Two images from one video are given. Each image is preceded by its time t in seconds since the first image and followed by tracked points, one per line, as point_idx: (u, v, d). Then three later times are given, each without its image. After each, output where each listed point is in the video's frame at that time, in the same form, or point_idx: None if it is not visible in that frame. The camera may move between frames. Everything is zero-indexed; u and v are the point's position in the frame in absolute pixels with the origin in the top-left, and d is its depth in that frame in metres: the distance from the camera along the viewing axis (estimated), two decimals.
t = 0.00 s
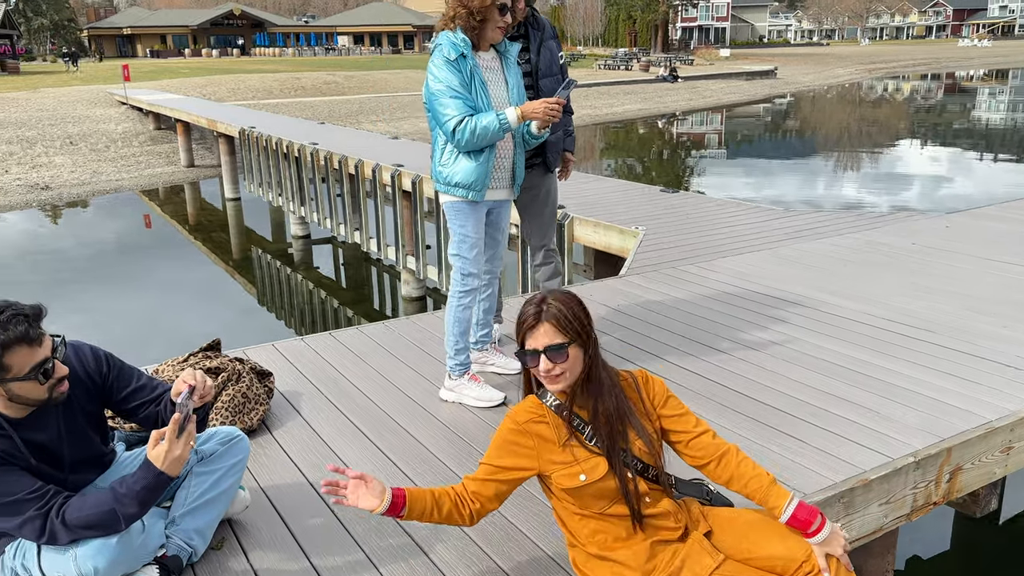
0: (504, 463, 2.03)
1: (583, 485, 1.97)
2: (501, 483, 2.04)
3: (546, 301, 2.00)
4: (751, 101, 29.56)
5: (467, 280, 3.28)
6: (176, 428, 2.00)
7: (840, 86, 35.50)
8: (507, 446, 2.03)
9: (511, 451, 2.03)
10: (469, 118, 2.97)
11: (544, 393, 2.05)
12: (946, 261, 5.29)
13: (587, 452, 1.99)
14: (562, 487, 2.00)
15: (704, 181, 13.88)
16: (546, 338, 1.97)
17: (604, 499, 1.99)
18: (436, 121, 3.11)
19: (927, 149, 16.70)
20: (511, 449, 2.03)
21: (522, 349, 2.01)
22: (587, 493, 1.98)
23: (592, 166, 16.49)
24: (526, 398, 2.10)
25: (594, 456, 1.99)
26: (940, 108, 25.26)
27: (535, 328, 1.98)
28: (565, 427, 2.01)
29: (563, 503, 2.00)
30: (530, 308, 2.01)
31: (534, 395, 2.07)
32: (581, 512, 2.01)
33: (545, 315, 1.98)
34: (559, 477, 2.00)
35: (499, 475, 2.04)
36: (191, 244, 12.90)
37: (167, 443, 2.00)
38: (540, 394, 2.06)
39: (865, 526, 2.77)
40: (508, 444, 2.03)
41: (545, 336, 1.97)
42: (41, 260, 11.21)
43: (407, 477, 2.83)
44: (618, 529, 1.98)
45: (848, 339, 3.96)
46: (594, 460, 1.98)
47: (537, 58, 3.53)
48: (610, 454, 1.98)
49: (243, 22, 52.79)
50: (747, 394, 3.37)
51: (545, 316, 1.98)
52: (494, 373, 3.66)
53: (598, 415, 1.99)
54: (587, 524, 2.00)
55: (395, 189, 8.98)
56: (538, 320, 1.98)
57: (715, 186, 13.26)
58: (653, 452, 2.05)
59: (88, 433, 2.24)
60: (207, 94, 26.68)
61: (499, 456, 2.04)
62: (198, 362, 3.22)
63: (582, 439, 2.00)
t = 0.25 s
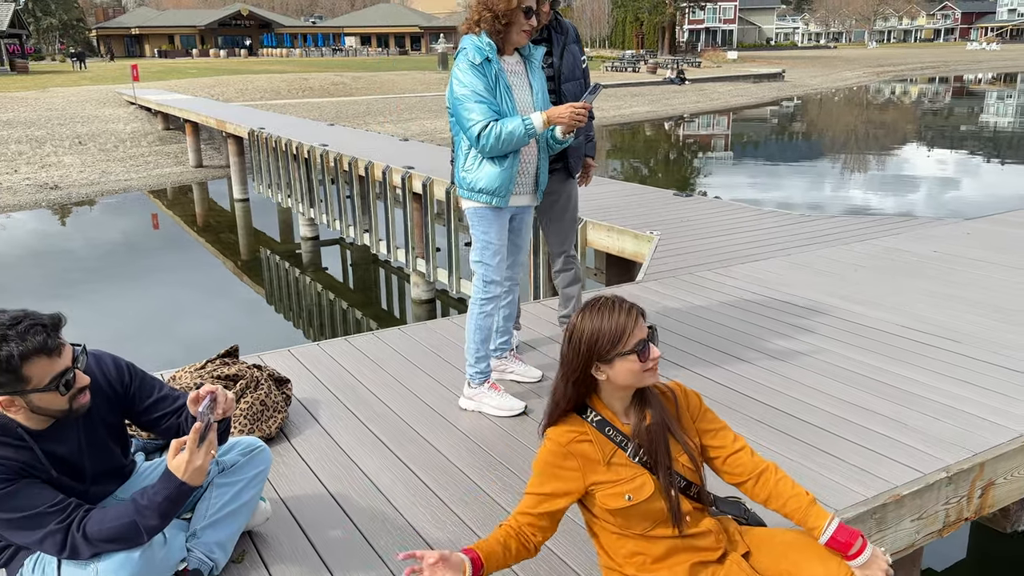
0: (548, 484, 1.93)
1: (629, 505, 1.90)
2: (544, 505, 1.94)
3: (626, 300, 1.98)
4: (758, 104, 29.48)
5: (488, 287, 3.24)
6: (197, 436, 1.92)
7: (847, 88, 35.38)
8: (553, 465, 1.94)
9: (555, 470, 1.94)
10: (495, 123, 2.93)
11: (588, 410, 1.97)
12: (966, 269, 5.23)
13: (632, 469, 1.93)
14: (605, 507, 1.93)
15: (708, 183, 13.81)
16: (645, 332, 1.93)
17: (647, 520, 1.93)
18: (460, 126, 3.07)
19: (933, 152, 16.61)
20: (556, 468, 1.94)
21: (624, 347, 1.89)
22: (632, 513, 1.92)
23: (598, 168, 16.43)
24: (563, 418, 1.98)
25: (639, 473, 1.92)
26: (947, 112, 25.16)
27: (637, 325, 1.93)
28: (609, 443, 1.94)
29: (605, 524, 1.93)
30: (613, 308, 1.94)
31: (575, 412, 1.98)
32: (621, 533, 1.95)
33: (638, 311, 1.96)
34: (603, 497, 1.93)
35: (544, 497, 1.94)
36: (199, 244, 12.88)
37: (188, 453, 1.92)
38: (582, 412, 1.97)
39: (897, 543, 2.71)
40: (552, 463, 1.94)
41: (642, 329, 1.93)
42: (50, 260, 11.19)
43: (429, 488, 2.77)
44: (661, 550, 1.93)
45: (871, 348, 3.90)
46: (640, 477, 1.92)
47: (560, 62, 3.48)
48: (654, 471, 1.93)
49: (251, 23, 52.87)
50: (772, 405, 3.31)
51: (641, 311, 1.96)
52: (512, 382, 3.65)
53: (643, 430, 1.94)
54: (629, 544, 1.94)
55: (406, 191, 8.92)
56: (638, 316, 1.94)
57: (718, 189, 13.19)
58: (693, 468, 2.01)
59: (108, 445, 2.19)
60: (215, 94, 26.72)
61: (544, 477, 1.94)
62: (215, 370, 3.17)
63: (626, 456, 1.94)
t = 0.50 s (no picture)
0: (587, 492, 1.84)
1: (665, 515, 1.84)
2: (581, 513, 1.85)
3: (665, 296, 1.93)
4: (763, 106, 29.42)
5: (500, 290, 3.19)
6: (196, 439, 1.89)
7: (852, 91, 35.30)
8: (593, 473, 1.84)
9: (595, 477, 1.84)
10: (509, 124, 2.89)
11: (625, 414, 1.89)
12: (978, 273, 5.17)
13: (669, 477, 1.86)
14: (641, 516, 1.85)
15: (714, 185, 13.77)
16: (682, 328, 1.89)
17: (680, 531, 1.87)
18: (472, 127, 3.03)
19: (939, 155, 16.55)
20: (597, 475, 1.84)
21: (671, 343, 1.84)
22: (666, 524, 1.86)
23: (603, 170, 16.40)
24: (600, 424, 1.88)
25: (676, 482, 1.86)
26: (953, 115, 25.08)
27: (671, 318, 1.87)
28: (648, 450, 1.87)
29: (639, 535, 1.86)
30: (654, 303, 1.87)
31: (611, 416, 1.89)
32: (651, 543, 1.88)
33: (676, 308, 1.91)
34: (638, 505, 1.85)
35: (583, 505, 1.84)
36: (203, 243, 12.86)
37: (189, 457, 1.89)
38: (618, 416, 1.89)
39: (915, 552, 2.66)
40: (594, 470, 1.84)
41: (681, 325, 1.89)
42: (55, 259, 11.17)
43: (439, 494, 2.72)
44: (693, 561, 1.87)
45: (886, 353, 3.86)
46: (677, 487, 1.86)
47: (573, 62, 3.45)
48: (692, 481, 1.88)
49: (256, 23, 52.94)
50: (786, 412, 3.26)
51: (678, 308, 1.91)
52: (522, 385, 3.61)
53: (681, 437, 1.88)
54: (658, 556, 1.88)
55: (412, 192, 8.87)
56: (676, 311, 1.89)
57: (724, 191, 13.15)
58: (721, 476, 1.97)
59: (114, 450, 2.16)
60: (220, 94, 26.74)
61: (584, 486, 1.84)
62: (223, 371, 3.14)
63: (662, 464, 1.87)
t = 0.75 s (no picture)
0: (605, 492, 1.81)
1: (684, 516, 1.82)
2: (597, 512, 1.82)
3: (672, 295, 1.89)
4: (762, 109, 29.42)
5: (500, 291, 3.17)
6: (193, 443, 1.88)
7: (852, 94, 35.30)
8: (612, 472, 1.80)
9: (613, 476, 1.81)
10: (512, 120, 2.86)
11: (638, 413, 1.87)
12: (980, 277, 5.15)
13: (687, 478, 1.84)
14: (657, 518, 1.83)
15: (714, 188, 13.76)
16: (675, 330, 1.85)
17: (697, 534, 1.85)
18: (475, 125, 3.00)
19: (938, 159, 16.54)
20: (614, 474, 1.81)
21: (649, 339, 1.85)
22: (684, 525, 1.84)
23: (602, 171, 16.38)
24: (612, 420, 1.87)
25: (694, 484, 1.84)
26: (953, 118, 25.09)
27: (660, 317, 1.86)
28: (665, 450, 1.84)
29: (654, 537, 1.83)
30: (649, 301, 1.87)
31: (624, 414, 1.87)
32: (663, 547, 1.85)
33: (675, 308, 1.87)
34: (656, 505, 1.83)
35: (600, 504, 1.82)
36: (202, 243, 12.83)
37: (185, 460, 1.88)
38: (632, 414, 1.87)
39: (919, 558, 2.64)
40: (611, 468, 1.81)
41: (674, 326, 1.85)
42: (54, 258, 11.14)
43: (439, 497, 2.70)
44: (707, 564, 1.86)
45: (888, 356, 3.83)
46: (695, 488, 1.84)
47: (575, 62, 3.43)
48: (709, 483, 1.86)
49: (256, 23, 52.90)
50: (789, 415, 3.24)
51: (677, 308, 1.87)
52: (522, 387, 3.58)
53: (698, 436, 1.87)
54: (673, 559, 1.85)
55: (411, 192, 8.84)
56: (669, 310, 1.86)
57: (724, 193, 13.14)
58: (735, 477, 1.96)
59: (111, 453, 2.13)
60: (220, 93, 26.71)
61: (602, 485, 1.81)
62: (220, 372, 3.11)
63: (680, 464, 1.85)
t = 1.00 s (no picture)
0: (588, 483, 1.82)
1: (665, 513, 1.80)
2: (580, 503, 1.84)
3: (630, 295, 1.90)
4: (756, 110, 29.49)
5: (490, 291, 3.15)
6: (180, 439, 1.85)
7: (845, 97, 35.41)
8: (595, 463, 1.82)
9: (595, 467, 1.82)
10: (504, 121, 2.85)
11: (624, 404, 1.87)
12: (971, 278, 5.16)
13: (672, 475, 1.82)
14: (640, 512, 1.82)
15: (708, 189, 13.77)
16: (618, 330, 1.88)
17: (681, 531, 1.83)
18: (465, 125, 2.99)
19: (931, 162, 16.60)
20: (595, 466, 1.82)
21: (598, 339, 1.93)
22: (666, 522, 1.82)
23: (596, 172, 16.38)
24: (599, 413, 1.93)
25: (680, 481, 1.82)
26: (945, 121, 25.19)
27: (611, 317, 1.91)
28: (650, 445, 1.83)
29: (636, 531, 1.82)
30: (606, 300, 1.94)
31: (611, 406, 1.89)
32: (650, 542, 1.84)
33: (622, 307, 1.89)
34: (638, 500, 1.82)
35: (583, 494, 1.84)
36: (194, 242, 12.77)
37: (173, 456, 1.85)
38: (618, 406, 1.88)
39: (907, 558, 2.63)
40: (592, 459, 1.82)
41: (618, 325, 1.89)
42: (45, 256, 11.07)
43: (427, 497, 2.68)
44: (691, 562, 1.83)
45: (879, 358, 3.83)
46: (680, 485, 1.81)
47: (566, 61, 3.43)
48: (696, 481, 1.82)
49: (250, 22, 52.73)
50: (778, 416, 3.24)
51: (623, 308, 1.88)
52: (512, 387, 3.57)
53: (685, 433, 1.84)
54: (655, 554, 1.84)
55: (404, 192, 8.81)
56: (616, 310, 1.90)
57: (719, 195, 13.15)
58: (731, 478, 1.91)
59: (96, 451, 2.10)
60: (213, 92, 26.62)
61: (585, 475, 1.83)
62: (208, 371, 3.09)
63: (666, 460, 1.83)
